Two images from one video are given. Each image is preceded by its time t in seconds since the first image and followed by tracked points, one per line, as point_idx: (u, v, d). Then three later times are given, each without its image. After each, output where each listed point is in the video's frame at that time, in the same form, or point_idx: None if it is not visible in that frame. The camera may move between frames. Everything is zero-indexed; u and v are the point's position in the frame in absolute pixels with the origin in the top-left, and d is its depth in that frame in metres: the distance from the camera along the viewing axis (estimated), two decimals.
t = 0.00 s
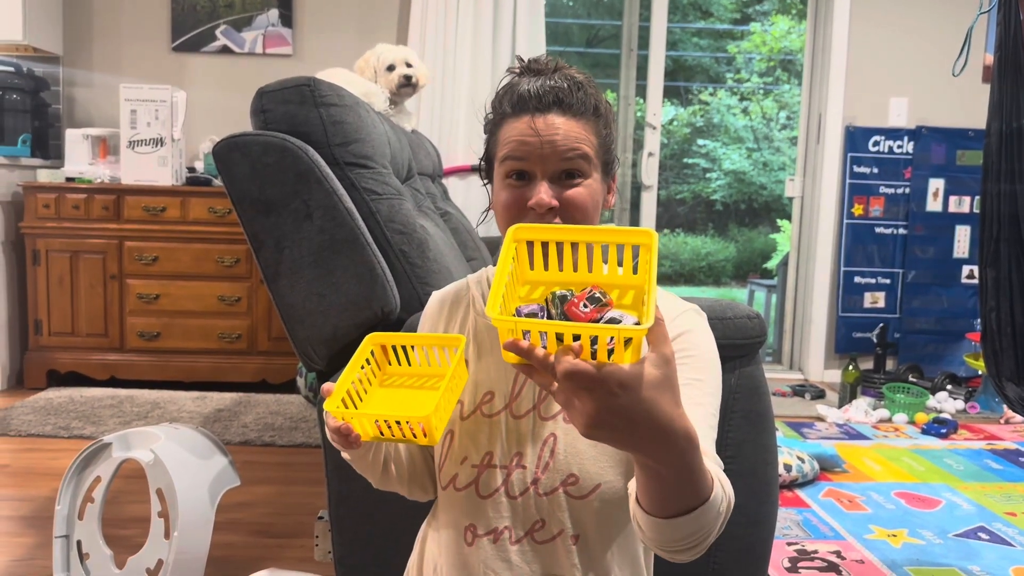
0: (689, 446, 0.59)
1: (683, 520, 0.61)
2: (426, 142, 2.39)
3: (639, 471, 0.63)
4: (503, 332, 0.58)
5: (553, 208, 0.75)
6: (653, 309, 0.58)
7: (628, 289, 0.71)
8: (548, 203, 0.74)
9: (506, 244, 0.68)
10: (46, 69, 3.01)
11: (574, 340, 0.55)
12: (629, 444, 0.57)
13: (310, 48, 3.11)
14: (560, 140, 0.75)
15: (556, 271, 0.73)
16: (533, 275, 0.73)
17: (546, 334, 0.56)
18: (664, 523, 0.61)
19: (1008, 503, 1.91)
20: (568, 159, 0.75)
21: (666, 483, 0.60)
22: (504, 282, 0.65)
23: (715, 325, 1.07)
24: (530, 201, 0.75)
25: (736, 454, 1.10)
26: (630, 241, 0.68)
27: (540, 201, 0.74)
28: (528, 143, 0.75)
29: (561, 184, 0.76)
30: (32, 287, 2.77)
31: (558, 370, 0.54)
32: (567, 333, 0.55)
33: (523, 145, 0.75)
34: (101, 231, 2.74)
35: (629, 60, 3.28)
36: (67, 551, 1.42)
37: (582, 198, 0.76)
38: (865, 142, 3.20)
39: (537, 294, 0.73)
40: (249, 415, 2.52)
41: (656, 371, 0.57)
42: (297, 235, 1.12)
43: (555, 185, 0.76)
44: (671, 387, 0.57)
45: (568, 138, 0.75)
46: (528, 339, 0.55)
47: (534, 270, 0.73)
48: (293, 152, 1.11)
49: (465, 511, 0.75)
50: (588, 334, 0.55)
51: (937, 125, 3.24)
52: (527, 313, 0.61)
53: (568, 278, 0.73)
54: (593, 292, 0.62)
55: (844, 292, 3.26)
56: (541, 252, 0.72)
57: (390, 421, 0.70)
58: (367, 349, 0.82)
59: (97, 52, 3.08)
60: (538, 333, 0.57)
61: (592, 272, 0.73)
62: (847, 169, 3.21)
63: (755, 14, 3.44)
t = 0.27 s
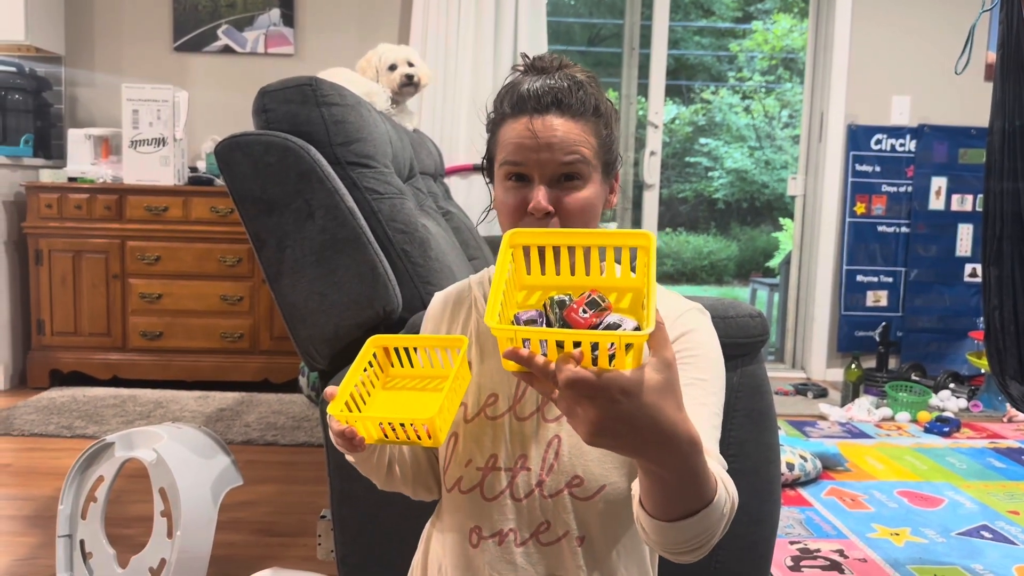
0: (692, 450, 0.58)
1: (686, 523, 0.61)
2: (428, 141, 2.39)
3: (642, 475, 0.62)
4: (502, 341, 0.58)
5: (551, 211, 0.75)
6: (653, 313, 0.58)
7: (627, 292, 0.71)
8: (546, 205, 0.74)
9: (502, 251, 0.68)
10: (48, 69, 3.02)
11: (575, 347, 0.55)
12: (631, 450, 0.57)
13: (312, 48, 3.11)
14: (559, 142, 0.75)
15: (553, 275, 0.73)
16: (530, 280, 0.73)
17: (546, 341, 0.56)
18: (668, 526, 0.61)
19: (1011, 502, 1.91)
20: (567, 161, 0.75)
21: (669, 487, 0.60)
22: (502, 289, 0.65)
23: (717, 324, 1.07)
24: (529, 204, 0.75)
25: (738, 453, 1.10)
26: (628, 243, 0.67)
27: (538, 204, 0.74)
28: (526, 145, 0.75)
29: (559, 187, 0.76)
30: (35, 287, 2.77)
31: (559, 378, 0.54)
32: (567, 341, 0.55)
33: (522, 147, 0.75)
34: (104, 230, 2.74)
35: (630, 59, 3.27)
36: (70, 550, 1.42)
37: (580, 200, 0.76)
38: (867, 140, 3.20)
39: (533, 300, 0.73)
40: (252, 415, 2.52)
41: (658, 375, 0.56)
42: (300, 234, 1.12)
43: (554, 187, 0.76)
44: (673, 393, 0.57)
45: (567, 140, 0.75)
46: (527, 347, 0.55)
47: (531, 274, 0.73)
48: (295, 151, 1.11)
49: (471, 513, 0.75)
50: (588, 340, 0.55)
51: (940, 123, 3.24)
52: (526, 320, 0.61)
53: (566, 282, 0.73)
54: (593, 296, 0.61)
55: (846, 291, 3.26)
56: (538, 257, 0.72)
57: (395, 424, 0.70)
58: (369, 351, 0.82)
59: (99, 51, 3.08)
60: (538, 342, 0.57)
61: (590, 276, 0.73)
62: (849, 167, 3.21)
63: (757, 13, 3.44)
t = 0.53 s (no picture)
0: (694, 455, 0.58)
1: (687, 527, 0.61)
2: (430, 141, 2.38)
3: (643, 479, 0.62)
4: (502, 348, 0.58)
5: (551, 212, 0.75)
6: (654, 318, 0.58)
7: (625, 295, 0.72)
8: (546, 206, 0.74)
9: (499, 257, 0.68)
10: (49, 70, 3.02)
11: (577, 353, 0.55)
12: (633, 456, 0.57)
13: (313, 48, 3.11)
14: (560, 142, 0.75)
15: (552, 279, 0.73)
16: (528, 284, 0.73)
17: (545, 348, 0.56)
18: (670, 529, 0.61)
19: (1013, 501, 1.91)
20: (568, 161, 0.75)
21: (670, 490, 0.60)
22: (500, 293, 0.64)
23: (719, 323, 1.07)
24: (529, 204, 0.75)
25: (739, 452, 1.10)
26: (627, 247, 0.67)
27: (538, 204, 0.74)
28: (527, 145, 0.75)
29: (560, 187, 0.76)
30: (36, 287, 2.77)
31: (561, 386, 0.54)
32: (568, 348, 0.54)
33: (523, 147, 0.76)
34: (105, 230, 2.74)
35: (631, 58, 3.27)
36: (72, 550, 1.42)
37: (580, 202, 0.76)
38: (868, 139, 3.20)
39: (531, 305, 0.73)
40: (253, 414, 2.52)
41: (658, 381, 0.56)
42: (301, 234, 1.12)
43: (555, 187, 0.76)
44: (674, 399, 0.56)
45: (568, 140, 0.75)
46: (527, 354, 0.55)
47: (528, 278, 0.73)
48: (296, 151, 1.11)
49: (473, 514, 0.75)
50: (589, 347, 0.54)
51: (942, 122, 3.23)
52: (524, 326, 0.61)
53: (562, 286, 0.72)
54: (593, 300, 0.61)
55: (848, 290, 3.25)
56: (536, 261, 0.72)
57: (396, 421, 0.70)
58: (372, 350, 0.82)
59: (101, 52, 3.08)
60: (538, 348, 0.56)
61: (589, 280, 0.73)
62: (850, 166, 3.21)
63: (759, 12, 3.44)
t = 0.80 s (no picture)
0: (698, 464, 0.58)
1: (691, 534, 0.61)
2: (430, 142, 2.38)
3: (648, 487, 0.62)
4: (507, 362, 0.57)
5: (559, 221, 0.75)
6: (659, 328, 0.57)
7: (628, 301, 0.72)
8: (555, 214, 0.75)
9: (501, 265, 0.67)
10: (50, 70, 3.02)
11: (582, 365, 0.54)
12: (638, 467, 0.57)
13: (313, 48, 3.11)
14: (569, 150, 0.75)
15: (554, 286, 0.73)
16: (530, 292, 0.73)
17: (550, 361, 0.55)
18: (674, 536, 0.61)
19: (1015, 500, 1.91)
20: (576, 169, 0.75)
21: (674, 498, 0.60)
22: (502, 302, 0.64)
23: (720, 323, 1.06)
24: (537, 212, 0.76)
25: (740, 452, 1.10)
26: (631, 253, 0.67)
27: (547, 212, 0.74)
28: (535, 152, 0.75)
29: (568, 195, 0.76)
30: (37, 288, 2.78)
31: (567, 400, 0.54)
32: (573, 361, 0.54)
33: (531, 154, 0.75)
34: (106, 231, 2.74)
35: (632, 58, 3.27)
36: (74, 550, 1.42)
37: (588, 210, 0.76)
38: (869, 139, 3.20)
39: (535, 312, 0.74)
40: (255, 415, 2.52)
41: (664, 394, 0.56)
42: (302, 234, 1.12)
43: (563, 195, 0.76)
44: (680, 410, 0.56)
45: (576, 147, 0.75)
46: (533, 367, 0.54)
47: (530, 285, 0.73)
48: (297, 151, 1.11)
49: (475, 514, 0.75)
50: (594, 360, 0.54)
51: (943, 121, 3.23)
52: (528, 337, 0.61)
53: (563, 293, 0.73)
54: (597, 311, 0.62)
55: (849, 289, 3.25)
56: (537, 269, 0.72)
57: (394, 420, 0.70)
58: (373, 349, 0.82)
59: (101, 53, 3.09)
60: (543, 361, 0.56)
61: (591, 286, 0.73)
62: (851, 165, 3.21)
63: (759, 11, 3.43)
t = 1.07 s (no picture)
0: (703, 471, 0.58)
1: (695, 539, 0.61)
2: (430, 142, 2.37)
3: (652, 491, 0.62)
4: (511, 365, 0.58)
5: (573, 221, 0.75)
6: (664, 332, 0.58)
7: (632, 305, 0.71)
8: (568, 215, 0.74)
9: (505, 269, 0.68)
10: (50, 71, 3.02)
11: (586, 368, 0.55)
12: (643, 472, 0.57)
13: (313, 48, 3.11)
14: (583, 150, 0.75)
15: (558, 290, 0.73)
16: (533, 294, 0.73)
17: (555, 364, 0.55)
18: (678, 541, 0.61)
19: (1015, 500, 1.91)
20: (589, 170, 0.75)
21: (678, 504, 0.60)
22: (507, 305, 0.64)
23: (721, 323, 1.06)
24: (550, 213, 0.75)
25: (741, 453, 1.10)
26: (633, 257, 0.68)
27: (560, 214, 0.74)
28: (548, 152, 0.75)
29: (581, 195, 0.76)
30: (37, 289, 2.78)
31: (572, 404, 0.54)
32: (578, 365, 0.55)
33: (544, 154, 0.75)
34: (107, 231, 2.74)
35: (632, 58, 3.27)
36: (75, 551, 1.42)
37: (600, 211, 0.76)
38: (870, 138, 3.20)
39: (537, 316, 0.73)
40: (256, 415, 2.52)
41: (669, 398, 0.56)
42: (302, 235, 1.12)
43: (576, 196, 0.76)
44: (685, 416, 0.56)
45: (589, 147, 0.75)
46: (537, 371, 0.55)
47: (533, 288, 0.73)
48: (298, 151, 1.11)
49: (478, 517, 0.75)
50: (599, 364, 0.54)
51: (943, 121, 3.23)
52: (532, 340, 0.61)
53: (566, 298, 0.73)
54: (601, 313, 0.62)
55: (850, 289, 3.25)
56: (541, 271, 0.72)
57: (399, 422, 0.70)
58: (376, 350, 0.82)
59: (102, 53, 3.09)
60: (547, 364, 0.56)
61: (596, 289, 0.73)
62: (851, 165, 3.21)
63: (760, 11, 3.43)
